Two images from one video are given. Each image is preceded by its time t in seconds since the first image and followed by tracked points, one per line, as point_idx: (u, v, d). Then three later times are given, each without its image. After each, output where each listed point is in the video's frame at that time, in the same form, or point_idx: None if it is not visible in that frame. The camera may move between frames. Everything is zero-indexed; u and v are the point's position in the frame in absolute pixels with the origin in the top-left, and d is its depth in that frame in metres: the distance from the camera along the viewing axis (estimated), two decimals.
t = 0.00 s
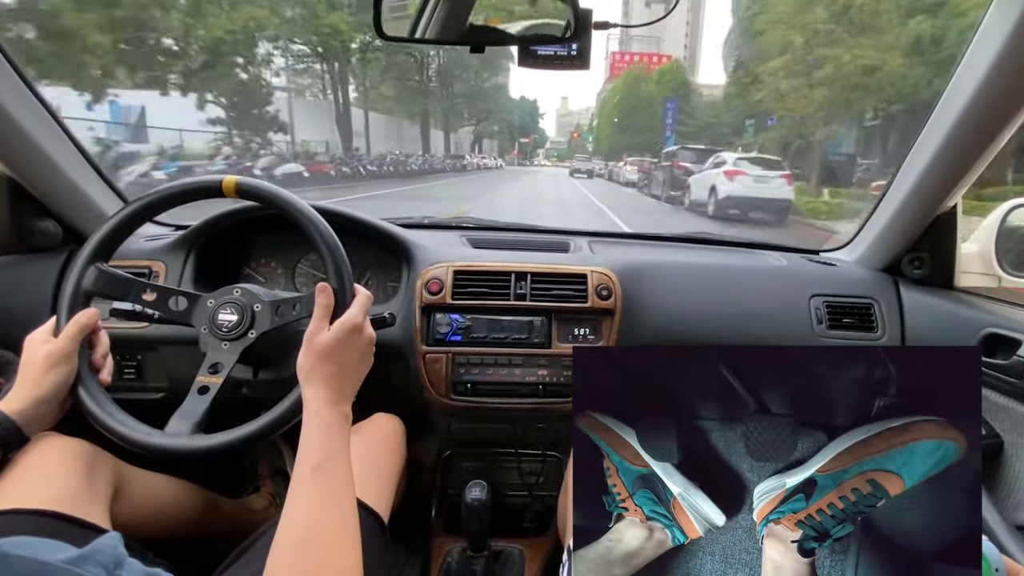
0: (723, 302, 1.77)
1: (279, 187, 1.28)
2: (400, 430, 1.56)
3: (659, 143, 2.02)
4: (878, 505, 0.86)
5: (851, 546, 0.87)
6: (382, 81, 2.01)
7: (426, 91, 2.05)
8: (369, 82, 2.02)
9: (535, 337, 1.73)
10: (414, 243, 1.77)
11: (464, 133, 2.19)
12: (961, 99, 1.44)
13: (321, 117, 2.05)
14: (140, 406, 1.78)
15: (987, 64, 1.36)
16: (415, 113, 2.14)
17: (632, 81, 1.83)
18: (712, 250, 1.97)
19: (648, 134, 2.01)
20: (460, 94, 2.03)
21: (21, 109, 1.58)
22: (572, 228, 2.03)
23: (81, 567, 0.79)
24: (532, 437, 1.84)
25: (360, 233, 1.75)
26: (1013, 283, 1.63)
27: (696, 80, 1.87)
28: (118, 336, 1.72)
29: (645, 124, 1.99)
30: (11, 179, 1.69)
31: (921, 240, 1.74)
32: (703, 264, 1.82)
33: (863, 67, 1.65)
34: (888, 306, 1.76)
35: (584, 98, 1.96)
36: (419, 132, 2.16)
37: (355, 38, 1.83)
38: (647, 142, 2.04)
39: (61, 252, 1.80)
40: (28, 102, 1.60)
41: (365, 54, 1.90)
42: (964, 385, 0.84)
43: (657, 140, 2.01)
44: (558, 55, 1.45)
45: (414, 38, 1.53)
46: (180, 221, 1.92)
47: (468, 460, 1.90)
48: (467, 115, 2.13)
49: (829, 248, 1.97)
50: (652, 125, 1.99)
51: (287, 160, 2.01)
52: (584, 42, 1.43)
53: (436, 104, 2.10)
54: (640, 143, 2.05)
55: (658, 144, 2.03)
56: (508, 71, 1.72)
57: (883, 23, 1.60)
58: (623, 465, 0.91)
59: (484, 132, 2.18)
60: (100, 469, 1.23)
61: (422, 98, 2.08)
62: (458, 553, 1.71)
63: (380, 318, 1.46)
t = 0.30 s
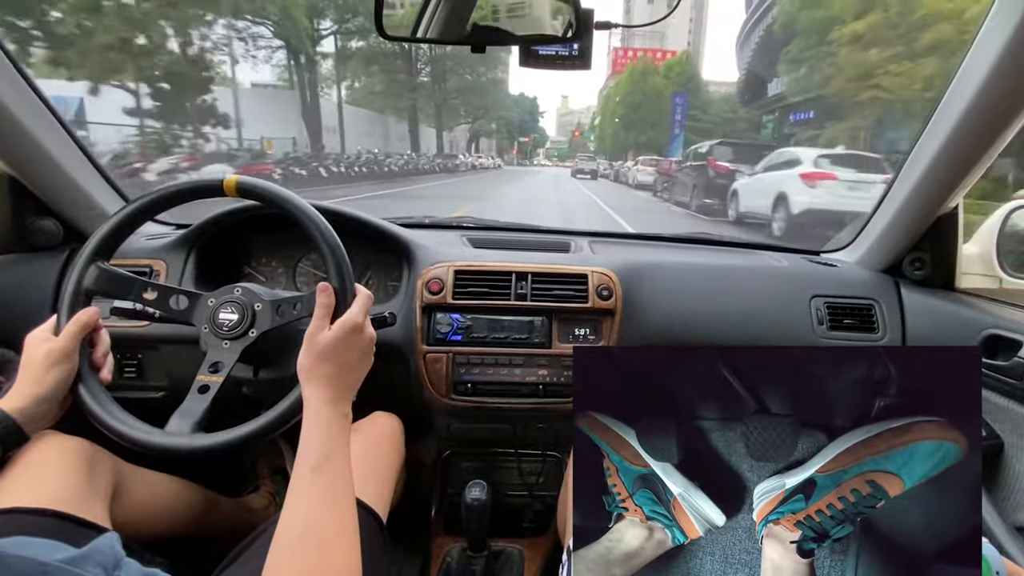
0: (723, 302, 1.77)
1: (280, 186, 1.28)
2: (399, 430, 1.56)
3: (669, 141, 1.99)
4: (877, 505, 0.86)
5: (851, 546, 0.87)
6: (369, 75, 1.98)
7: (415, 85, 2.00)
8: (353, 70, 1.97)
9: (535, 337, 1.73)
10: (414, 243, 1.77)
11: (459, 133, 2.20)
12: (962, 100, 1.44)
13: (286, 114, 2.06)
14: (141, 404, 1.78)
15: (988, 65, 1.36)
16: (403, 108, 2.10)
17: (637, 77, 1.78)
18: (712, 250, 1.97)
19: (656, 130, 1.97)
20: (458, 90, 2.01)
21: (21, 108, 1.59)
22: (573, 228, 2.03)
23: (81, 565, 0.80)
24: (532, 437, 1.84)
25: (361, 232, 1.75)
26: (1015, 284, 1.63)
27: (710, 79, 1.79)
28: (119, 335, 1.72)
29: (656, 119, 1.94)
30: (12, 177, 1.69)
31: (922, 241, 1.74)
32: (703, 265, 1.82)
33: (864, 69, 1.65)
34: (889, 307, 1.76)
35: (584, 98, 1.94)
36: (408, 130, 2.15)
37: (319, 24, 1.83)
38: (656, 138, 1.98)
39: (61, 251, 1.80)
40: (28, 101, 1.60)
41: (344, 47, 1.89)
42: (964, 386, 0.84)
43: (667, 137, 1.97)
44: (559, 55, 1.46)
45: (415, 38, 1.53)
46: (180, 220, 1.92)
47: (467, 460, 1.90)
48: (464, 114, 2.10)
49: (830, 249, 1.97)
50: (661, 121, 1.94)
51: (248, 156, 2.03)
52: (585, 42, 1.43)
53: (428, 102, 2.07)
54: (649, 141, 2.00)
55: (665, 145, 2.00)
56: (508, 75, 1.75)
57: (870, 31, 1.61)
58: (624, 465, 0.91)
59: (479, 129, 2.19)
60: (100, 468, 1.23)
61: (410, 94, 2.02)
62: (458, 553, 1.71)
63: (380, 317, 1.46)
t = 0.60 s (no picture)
0: (724, 302, 1.77)
1: (280, 187, 1.28)
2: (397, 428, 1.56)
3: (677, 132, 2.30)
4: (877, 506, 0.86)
5: (851, 546, 0.87)
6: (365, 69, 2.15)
7: (400, 77, 2.09)
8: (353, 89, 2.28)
9: (535, 337, 1.73)
10: (414, 243, 1.77)
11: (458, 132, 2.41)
12: (961, 100, 1.43)
13: (245, 109, 2.23)
14: (141, 405, 1.78)
15: (988, 66, 1.36)
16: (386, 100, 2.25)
17: (652, 76, 2.01)
18: (712, 250, 1.98)
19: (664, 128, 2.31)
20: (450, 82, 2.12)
21: (22, 110, 1.59)
22: (573, 228, 2.03)
23: (82, 567, 0.80)
24: (532, 438, 1.84)
25: (361, 233, 1.75)
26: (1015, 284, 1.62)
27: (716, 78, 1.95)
28: (119, 336, 1.72)
29: (663, 119, 2.28)
30: (12, 178, 1.69)
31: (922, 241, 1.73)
32: (703, 265, 1.82)
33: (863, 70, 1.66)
34: (889, 306, 1.76)
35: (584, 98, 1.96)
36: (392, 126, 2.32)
37: None
38: (667, 137, 2.32)
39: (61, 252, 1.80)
40: (30, 102, 1.60)
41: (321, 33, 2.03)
42: (964, 385, 0.84)
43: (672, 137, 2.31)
44: (558, 56, 1.45)
45: (415, 38, 1.54)
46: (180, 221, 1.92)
47: (467, 460, 1.90)
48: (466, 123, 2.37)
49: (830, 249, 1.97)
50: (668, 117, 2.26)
51: (193, 149, 1.99)
52: (585, 43, 1.43)
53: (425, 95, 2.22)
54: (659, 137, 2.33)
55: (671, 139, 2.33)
56: (510, 72, 1.72)
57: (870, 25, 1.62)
58: (625, 465, 0.91)
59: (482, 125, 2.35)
60: (100, 469, 1.23)
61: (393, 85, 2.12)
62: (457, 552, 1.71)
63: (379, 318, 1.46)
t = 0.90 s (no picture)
0: (723, 302, 1.77)
1: (281, 186, 1.28)
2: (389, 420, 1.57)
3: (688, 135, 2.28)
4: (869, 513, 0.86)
5: (851, 548, 0.87)
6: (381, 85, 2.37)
7: (376, 67, 2.21)
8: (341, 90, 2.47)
9: (534, 336, 1.73)
10: (413, 242, 1.76)
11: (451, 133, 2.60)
12: (962, 99, 1.43)
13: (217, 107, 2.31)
14: (140, 404, 1.78)
15: (989, 64, 1.35)
16: (369, 92, 2.42)
17: (660, 72, 1.94)
18: (711, 250, 1.98)
19: (670, 129, 2.27)
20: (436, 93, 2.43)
21: (22, 108, 1.58)
22: (572, 228, 2.03)
23: (82, 565, 0.80)
24: (532, 437, 1.84)
25: (361, 232, 1.75)
26: (1014, 283, 1.59)
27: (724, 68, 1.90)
28: (118, 335, 1.72)
29: (667, 120, 2.25)
30: (11, 176, 1.69)
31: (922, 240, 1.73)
32: (702, 264, 1.82)
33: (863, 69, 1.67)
34: (888, 306, 1.77)
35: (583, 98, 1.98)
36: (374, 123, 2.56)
37: None
38: (674, 136, 2.29)
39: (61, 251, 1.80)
40: (29, 100, 1.60)
41: (289, 19, 2.08)
42: (963, 385, 0.85)
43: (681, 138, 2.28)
44: (558, 55, 1.44)
45: (414, 36, 1.54)
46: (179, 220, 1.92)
47: (466, 460, 1.90)
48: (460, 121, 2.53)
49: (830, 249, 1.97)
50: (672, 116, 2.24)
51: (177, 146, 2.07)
52: (585, 41, 1.43)
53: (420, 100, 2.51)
54: (669, 136, 2.29)
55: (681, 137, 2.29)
56: (511, 72, 1.74)
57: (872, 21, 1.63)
58: (624, 465, 0.91)
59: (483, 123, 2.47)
60: (99, 468, 1.23)
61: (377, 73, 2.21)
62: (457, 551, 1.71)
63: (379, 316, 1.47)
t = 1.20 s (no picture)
0: (723, 302, 1.77)
1: (281, 187, 1.28)
2: (367, 415, 1.54)
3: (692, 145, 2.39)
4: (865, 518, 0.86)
5: (850, 548, 0.87)
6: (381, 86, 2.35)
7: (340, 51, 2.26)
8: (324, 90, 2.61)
9: (535, 337, 1.73)
10: (414, 243, 1.77)
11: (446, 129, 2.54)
12: (962, 99, 1.43)
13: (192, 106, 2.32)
14: (140, 405, 1.78)
15: (989, 64, 1.35)
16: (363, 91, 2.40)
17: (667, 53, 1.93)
18: (711, 250, 1.98)
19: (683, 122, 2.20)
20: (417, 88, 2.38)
21: (23, 109, 1.58)
22: (572, 229, 2.03)
23: (82, 566, 0.80)
24: (532, 437, 1.84)
25: (362, 233, 1.75)
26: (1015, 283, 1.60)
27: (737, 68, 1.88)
28: (118, 335, 1.72)
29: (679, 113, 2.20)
30: (12, 177, 1.68)
31: (922, 241, 1.73)
32: (703, 265, 1.82)
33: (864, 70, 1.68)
34: (889, 307, 1.77)
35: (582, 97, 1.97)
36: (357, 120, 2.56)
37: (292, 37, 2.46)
38: (680, 135, 2.22)
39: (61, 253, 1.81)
40: (29, 100, 1.60)
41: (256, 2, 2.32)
42: (965, 386, 0.85)
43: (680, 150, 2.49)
44: (558, 56, 1.44)
45: (414, 37, 1.54)
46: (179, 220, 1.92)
47: (467, 460, 1.89)
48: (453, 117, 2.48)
49: (830, 250, 1.97)
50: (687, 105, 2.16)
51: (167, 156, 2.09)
52: (585, 41, 1.42)
53: (413, 96, 2.44)
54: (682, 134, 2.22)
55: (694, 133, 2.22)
56: (510, 72, 1.74)
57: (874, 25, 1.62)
58: (624, 466, 0.91)
59: (483, 122, 2.41)
60: (99, 468, 1.23)
61: (351, 63, 2.25)
62: (457, 551, 1.71)
63: (380, 317, 1.46)
